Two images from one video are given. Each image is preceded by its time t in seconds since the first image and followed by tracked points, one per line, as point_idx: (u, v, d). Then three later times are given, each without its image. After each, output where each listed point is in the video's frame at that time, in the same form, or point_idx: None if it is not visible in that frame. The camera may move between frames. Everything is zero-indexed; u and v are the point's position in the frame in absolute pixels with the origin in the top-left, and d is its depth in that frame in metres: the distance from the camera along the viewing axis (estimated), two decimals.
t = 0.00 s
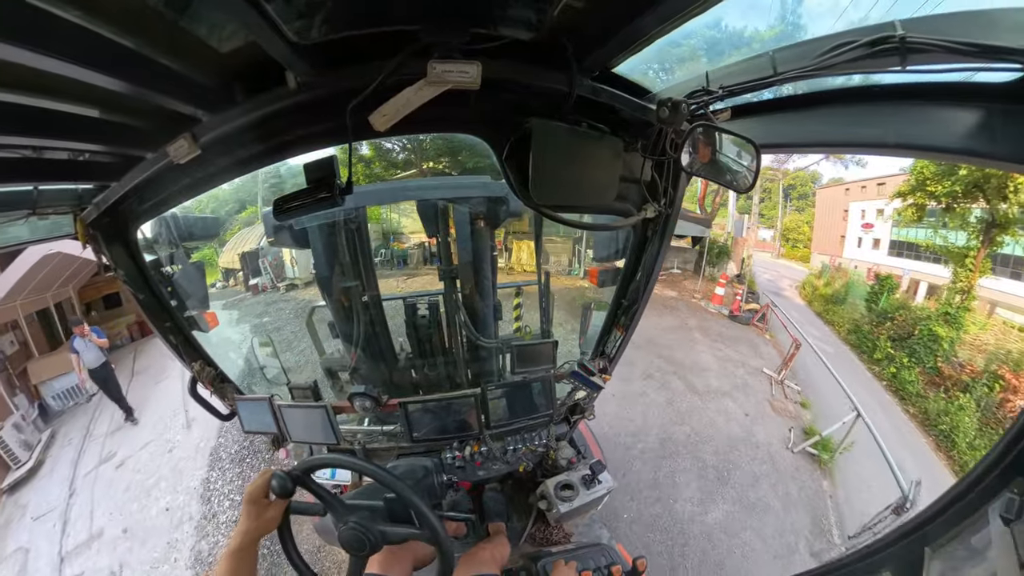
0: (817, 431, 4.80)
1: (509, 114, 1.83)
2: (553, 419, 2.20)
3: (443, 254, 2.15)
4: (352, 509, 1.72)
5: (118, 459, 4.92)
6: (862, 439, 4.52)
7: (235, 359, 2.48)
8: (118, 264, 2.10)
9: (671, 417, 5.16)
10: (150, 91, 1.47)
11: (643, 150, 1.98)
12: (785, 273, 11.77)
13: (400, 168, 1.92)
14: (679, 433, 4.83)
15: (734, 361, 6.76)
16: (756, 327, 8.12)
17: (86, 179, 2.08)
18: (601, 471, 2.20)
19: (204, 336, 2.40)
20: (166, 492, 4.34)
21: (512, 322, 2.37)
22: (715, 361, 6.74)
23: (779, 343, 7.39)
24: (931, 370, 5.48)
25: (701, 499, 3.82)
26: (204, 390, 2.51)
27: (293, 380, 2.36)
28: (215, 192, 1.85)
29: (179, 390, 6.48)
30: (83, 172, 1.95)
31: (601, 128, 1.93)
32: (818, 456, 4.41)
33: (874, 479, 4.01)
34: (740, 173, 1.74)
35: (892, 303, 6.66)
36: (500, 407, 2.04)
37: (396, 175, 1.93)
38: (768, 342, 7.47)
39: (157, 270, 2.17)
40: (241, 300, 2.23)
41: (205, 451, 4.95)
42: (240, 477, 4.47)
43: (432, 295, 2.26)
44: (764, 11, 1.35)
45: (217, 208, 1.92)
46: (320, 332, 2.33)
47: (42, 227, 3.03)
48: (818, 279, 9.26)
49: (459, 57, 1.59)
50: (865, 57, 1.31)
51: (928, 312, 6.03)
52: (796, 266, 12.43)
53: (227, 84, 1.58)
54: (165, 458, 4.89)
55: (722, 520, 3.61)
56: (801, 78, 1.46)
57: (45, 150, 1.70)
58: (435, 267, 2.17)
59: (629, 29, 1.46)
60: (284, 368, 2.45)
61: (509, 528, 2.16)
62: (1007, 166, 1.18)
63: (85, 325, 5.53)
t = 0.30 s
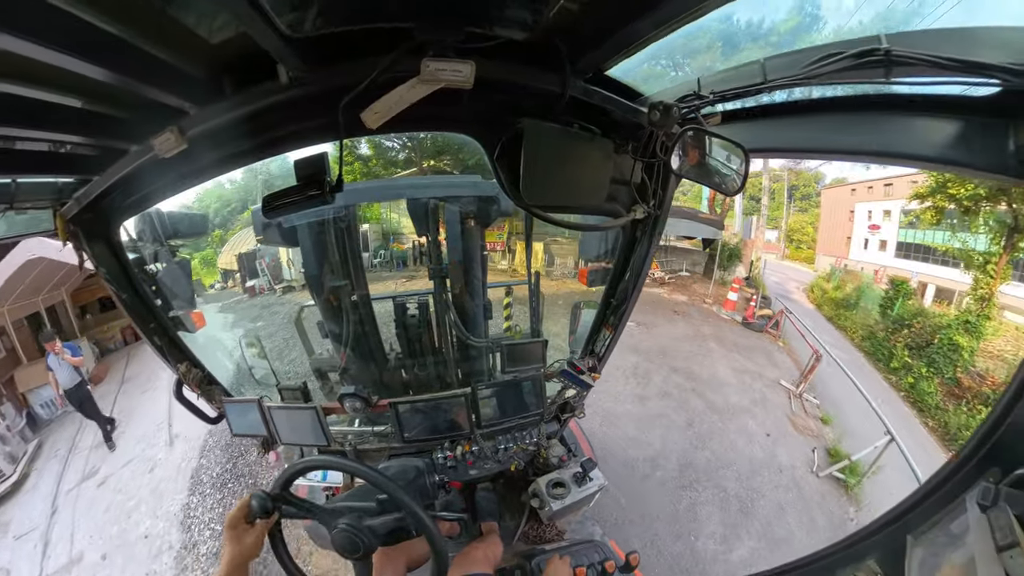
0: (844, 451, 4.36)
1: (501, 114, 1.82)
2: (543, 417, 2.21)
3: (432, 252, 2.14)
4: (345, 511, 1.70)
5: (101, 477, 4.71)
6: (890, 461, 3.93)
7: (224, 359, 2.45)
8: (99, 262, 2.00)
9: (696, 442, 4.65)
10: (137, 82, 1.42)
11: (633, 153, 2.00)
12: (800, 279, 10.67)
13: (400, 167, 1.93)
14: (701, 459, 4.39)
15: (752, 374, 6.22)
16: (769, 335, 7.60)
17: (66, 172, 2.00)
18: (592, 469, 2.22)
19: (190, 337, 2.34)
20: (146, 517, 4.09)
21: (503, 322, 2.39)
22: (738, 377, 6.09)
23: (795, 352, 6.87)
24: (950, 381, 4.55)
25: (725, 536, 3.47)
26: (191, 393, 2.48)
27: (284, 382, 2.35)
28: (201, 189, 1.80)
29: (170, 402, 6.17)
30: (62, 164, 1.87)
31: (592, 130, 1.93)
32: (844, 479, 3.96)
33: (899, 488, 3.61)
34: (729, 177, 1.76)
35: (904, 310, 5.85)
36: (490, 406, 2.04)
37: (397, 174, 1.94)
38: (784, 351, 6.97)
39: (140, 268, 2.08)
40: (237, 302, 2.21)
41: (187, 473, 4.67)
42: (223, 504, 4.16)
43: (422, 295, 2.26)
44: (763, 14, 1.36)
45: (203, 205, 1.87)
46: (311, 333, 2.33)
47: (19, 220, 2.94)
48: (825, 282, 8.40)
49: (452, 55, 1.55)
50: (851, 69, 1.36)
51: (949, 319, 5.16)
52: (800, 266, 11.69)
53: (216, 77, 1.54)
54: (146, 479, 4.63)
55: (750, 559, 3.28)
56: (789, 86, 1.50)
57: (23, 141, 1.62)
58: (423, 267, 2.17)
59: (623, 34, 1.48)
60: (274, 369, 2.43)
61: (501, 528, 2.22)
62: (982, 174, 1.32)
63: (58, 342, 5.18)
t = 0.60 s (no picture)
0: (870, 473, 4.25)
1: (493, 113, 1.78)
2: (535, 416, 2.23)
3: (424, 252, 2.14)
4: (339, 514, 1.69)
5: (86, 493, 4.62)
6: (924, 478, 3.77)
7: (213, 362, 2.42)
8: (82, 261, 1.95)
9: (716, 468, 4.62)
10: (123, 74, 1.37)
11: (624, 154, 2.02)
12: (806, 276, 10.10)
13: (401, 165, 1.91)
14: (724, 490, 4.29)
15: (772, 389, 6.32)
16: (786, 343, 7.76)
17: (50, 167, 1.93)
18: (585, 467, 2.27)
19: (178, 339, 2.30)
20: (128, 541, 3.97)
21: (495, 323, 2.39)
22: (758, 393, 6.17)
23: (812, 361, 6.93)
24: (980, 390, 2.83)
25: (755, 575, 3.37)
26: (178, 397, 2.43)
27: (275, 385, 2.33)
28: (188, 186, 1.75)
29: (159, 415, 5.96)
30: (44, 159, 1.79)
31: (584, 131, 1.94)
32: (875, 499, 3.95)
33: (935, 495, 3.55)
34: (718, 178, 1.81)
35: (923, 318, 3.73)
36: (482, 406, 2.05)
37: (394, 173, 1.93)
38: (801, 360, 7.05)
39: (127, 269, 2.04)
40: (235, 305, 2.17)
41: (168, 496, 4.47)
42: (205, 533, 3.97)
43: (414, 295, 2.26)
44: (766, 14, 1.37)
45: (190, 203, 1.82)
46: (302, 334, 2.31)
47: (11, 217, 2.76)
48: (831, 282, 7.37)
49: (446, 54, 1.51)
50: (840, 76, 1.40)
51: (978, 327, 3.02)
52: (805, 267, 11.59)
53: (206, 70, 1.50)
54: (129, 499, 4.48)
55: None
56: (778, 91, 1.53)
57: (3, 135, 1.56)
58: (414, 269, 2.17)
59: (616, 36, 1.48)
60: (265, 370, 2.39)
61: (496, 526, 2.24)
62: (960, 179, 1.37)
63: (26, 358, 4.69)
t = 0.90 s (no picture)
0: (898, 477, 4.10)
1: (485, 111, 1.77)
2: (532, 413, 2.25)
3: (417, 252, 2.14)
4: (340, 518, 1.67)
5: (75, 508, 4.55)
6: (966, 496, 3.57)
7: (208, 368, 2.39)
8: (71, 269, 1.91)
9: (741, 495, 4.42)
10: (109, 75, 1.33)
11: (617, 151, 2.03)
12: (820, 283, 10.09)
13: (409, 164, 1.91)
14: (751, 519, 4.11)
15: (793, 404, 6.07)
16: (804, 353, 7.60)
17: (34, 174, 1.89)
18: (583, 461, 2.28)
19: (170, 345, 2.28)
20: (115, 565, 3.85)
21: (490, 322, 2.40)
22: (781, 409, 5.93)
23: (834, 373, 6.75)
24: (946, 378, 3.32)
25: None
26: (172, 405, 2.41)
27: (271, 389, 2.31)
28: (177, 189, 1.72)
29: (152, 427, 5.93)
30: (29, 165, 1.75)
31: (576, 128, 1.94)
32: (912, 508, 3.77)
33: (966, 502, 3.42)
34: (710, 175, 1.82)
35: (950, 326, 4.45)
36: (479, 404, 2.06)
37: (385, 173, 1.92)
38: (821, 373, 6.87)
39: (116, 276, 2.01)
40: (240, 305, 2.15)
41: (157, 517, 4.35)
42: (194, 559, 3.83)
43: (408, 296, 2.26)
44: (764, 7, 1.36)
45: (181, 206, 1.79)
46: (298, 339, 2.29)
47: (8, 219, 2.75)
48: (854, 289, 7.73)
49: (438, 53, 1.47)
50: (830, 74, 1.43)
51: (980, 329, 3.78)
52: (813, 271, 11.19)
53: (194, 69, 1.46)
54: (118, 516, 4.40)
55: None
56: (769, 90, 1.55)
57: None
58: (408, 269, 2.17)
59: (609, 34, 1.47)
60: (261, 375, 2.37)
61: (496, 523, 2.24)
62: (947, 175, 1.49)
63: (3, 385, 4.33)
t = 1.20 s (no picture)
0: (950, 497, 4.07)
1: (482, 111, 1.77)
2: (532, 411, 2.31)
3: (415, 253, 2.13)
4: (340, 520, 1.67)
5: (70, 516, 4.51)
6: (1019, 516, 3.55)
7: (206, 371, 2.37)
8: (66, 272, 1.89)
9: (769, 525, 3.97)
10: (105, 77, 1.32)
11: (614, 151, 2.05)
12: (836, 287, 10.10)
13: (416, 163, 1.91)
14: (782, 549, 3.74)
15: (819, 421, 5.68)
16: (825, 364, 7.19)
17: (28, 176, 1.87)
18: (582, 459, 2.28)
19: (167, 348, 2.27)
20: None
21: (489, 324, 2.41)
22: (805, 428, 5.50)
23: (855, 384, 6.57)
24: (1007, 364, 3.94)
25: None
26: (171, 409, 2.40)
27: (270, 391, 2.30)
28: (174, 190, 1.71)
29: (150, 434, 5.89)
30: (25, 168, 1.74)
31: (572, 128, 1.95)
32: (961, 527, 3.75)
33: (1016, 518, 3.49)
34: (706, 174, 1.83)
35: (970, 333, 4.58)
36: (478, 402, 2.10)
37: (380, 173, 1.90)
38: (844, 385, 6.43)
39: (112, 279, 1.99)
40: (246, 305, 2.13)
41: (151, 532, 4.27)
42: None
43: (407, 300, 2.27)
44: (761, 7, 1.37)
45: (177, 207, 1.78)
46: (298, 344, 2.29)
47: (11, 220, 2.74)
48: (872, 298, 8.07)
49: (436, 53, 1.47)
50: (825, 74, 1.44)
51: None
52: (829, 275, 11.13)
53: (191, 70, 1.45)
54: (112, 528, 4.34)
55: None
56: (763, 89, 1.56)
57: None
58: (405, 269, 2.17)
59: (604, 33, 1.47)
60: (260, 379, 2.36)
61: (497, 521, 2.24)
62: (939, 173, 1.52)
63: None
